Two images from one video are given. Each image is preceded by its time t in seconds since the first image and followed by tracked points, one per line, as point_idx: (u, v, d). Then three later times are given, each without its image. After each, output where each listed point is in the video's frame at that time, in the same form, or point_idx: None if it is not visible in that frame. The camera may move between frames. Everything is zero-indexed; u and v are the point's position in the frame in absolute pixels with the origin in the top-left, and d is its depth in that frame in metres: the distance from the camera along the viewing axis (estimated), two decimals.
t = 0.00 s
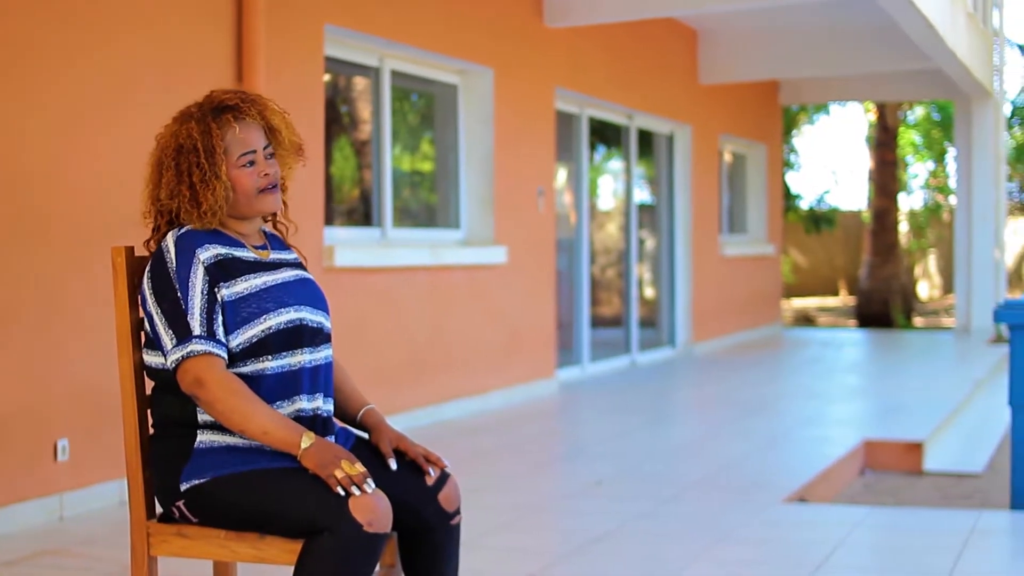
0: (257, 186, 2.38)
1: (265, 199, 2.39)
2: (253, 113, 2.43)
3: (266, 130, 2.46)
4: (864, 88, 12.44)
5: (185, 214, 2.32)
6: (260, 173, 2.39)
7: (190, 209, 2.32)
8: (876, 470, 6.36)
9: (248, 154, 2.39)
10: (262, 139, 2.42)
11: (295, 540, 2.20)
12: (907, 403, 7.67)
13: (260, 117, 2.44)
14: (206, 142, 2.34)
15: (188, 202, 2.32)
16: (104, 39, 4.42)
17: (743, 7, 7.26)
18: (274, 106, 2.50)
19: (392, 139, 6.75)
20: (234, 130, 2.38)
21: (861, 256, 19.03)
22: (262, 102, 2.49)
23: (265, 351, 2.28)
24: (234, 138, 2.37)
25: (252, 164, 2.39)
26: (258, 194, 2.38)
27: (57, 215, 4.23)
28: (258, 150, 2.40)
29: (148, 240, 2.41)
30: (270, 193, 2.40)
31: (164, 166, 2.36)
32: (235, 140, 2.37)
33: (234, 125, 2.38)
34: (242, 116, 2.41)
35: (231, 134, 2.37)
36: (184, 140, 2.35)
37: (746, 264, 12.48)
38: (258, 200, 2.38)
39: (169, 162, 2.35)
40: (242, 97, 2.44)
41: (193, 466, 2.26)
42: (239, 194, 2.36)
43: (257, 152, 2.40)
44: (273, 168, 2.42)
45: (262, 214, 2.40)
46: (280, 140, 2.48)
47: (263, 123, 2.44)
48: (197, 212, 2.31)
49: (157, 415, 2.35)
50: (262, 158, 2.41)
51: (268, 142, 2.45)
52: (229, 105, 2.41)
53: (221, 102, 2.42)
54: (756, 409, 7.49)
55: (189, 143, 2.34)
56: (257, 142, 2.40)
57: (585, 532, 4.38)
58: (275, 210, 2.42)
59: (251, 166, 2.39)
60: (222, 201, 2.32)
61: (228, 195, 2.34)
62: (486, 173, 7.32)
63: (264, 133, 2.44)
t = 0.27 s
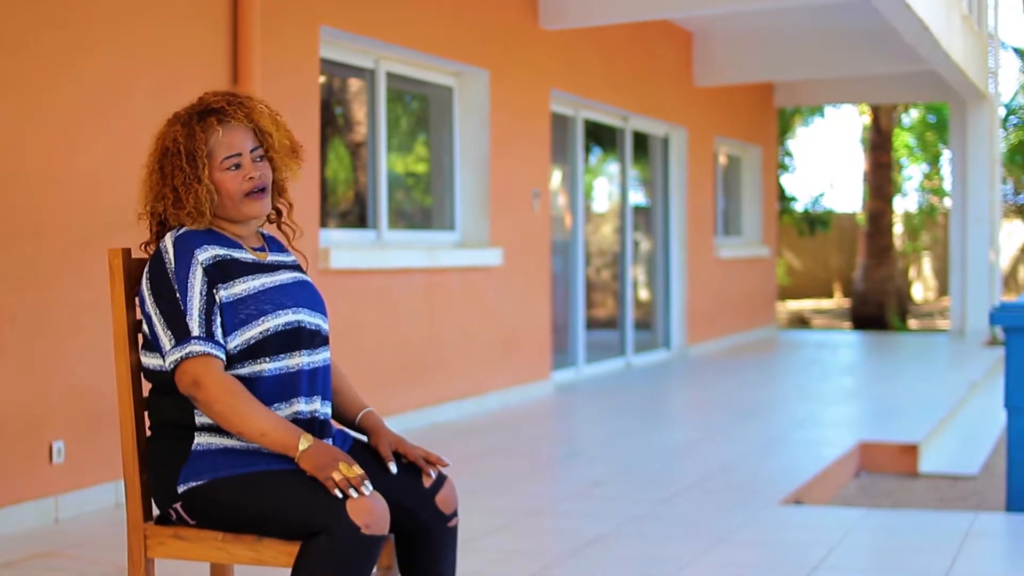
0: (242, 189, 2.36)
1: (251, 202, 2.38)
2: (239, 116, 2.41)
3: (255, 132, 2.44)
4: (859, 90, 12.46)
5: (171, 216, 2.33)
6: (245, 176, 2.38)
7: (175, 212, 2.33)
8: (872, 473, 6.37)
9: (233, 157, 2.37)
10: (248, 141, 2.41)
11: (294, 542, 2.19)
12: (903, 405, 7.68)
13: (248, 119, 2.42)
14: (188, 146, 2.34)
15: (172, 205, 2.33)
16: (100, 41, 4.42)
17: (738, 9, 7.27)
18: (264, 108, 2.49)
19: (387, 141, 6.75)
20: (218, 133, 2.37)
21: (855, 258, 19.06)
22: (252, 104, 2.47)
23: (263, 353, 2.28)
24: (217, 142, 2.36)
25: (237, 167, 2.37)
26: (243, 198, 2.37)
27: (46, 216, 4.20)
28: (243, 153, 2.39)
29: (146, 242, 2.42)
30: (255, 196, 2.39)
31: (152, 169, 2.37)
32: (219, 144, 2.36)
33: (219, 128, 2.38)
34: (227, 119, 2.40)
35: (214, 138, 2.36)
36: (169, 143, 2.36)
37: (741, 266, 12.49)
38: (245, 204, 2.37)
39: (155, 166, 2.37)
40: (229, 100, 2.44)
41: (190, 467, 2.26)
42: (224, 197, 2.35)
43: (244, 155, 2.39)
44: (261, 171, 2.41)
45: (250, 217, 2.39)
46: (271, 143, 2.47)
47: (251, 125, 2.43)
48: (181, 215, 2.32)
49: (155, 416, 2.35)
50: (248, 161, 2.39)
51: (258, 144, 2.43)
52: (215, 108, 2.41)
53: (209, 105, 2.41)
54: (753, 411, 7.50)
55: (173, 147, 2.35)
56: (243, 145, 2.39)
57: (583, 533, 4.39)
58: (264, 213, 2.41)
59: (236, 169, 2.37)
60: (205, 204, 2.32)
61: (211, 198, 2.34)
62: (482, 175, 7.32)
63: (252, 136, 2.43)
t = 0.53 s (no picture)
0: (254, 188, 2.38)
1: (263, 200, 2.39)
2: (247, 116, 2.43)
3: (260, 132, 2.45)
4: (857, 92, 12.48)
5: (180, 217, 2.32)
6: (256, 175, 2.39)
7: (186, 212, 2.31)
8: (871, 475, 6.37)
9: (243, 156, 2.38)
10: (256, 141, 2.42)
11: (294, 544, 2.19)
12: (901, 407, 7.68)
13: (255, 119, 2.44)
14: (200, 145, 2.34)
15: (183, 206, 2.32)
16: (101, 43, 4.43)
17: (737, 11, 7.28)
18: (267, 109, 2.50)
19: (386, 144, 6.75)
20: (229, 133, 2.38)
21: (854, 260, 19.09)
22: (256, 104, 2.48)
23: (263, 354, 2.28)
24: (229, 141, 2.37)
25: (248, 166, 2.38)
26: (256, 197, 2.38)
27: (47, 218, 4.20)
28: (252, 152, 2.40)
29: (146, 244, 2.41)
30: (266, 195, 2.40)
31: (158, 170, 2.35)
32: (230, 143, 2.37)
33: (229, 128, 2.38)
34: (236, 119, 2.41)
35: (225, 137, 2.37)
36: (178, 144, 2.34)
37: (739, 268, 12.49)
38: (256, 203, 2.38)
39: (163, 166, 2.35)
40: (235, 100, 2.44)
41: (192, 469, 2.25)
42: (235, 197, 2.36)
43: (253, 155, 2.40)
44: (269, 170, 2.42)
45: (259, 216, 2.39)
46: (275, 143, 2.48)
47: (257, 125, 2.44)
48: (194, 216, 2.31)
49: (155, 418, 2.34)
50: (258, 161, 2.40)
51: (263, 144, 2.45)
52: (222, 109, 2.41)
53: (215, 105, 2.41)
54: (752, 413, 7.50)
55: (183, 147, 2.34)
56: (252, 145, 2.40)
57: (582, 536, 4.38)
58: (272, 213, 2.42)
59: (247, 169, 2.38)
60: (219, 203, 2.32)
61: (223, 198, 2.34)
62: (481, 178, 7.33)
63: (258, 136, 2.44)
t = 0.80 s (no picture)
0: (261, 191, 2.37)
1: (269, 203, 2.38)
2: (256, 119, 2.42)
3: (269, 135, 2.45)
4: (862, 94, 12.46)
5: (189, 219, 2.32)
6: (263, 178, 2.38)
7: (194, 214, 2.31)
8: (878, 476, 6.36)
9: (252, 159, 2.38)
10: (266, 144, 2.41)
11: (304, 546, 2.19)
12: (906, 409, 7.67)
13: (264, 121, 2.43)
14: (208, 147, 2.34)
15: (191, 207, 2.32)
16: (105, 45, 4.43)
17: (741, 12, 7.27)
18: (278, 112, 2.50)
19: (391, 146, 6.75)
20: (237, 135, 2.37)
21: (859, 261, 19.09)
22: (266, 106, 2.48)
23: (272, 356, 2.28)
24: (236, 143, 2.36)
25: (255, 169, 2.38)
26: (263, 199, 2.38)
27: (52, 220, 4.21)
28: (261, 155, 2.39)
29: (154, 246, 2.42)
30: (274, 198, 2.40)
31: (167, 171, 2.36)
32: (238, 145, 2.36)
33: (237, 131, 2.38)
34: (245, 121, 2.40)
35: (233, 139, 2.36)
36: (187, 145, 2.35)
37: (744, 270, 12.48)
38: (263, 205, 2.38)
39: (172, 168, 2.35)
40: (245, 103, 2.44)
41: (201, 472, 2.25)
42: (243, 199, 2.36)
43: (261, 157, 2.39)
44: (277, 173, 2.42)
45: (267, 218, 2.39)
46: (285, 146, 2.47)
47: (266, 127, 2.43)
48: (201, 218, 2.31)
49: (164, 420, 2.34)
50: (266, 163, 2.40)
51: (273, 147, 2.44)
52: (232, 111, 2.41)
53: (224, 107, 2.41)
54: (758, 415, 7.49)
55: (191, 149, 2.34)
56: (260, 147, 2.39)
57: (588, 538, 4.37)
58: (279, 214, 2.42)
59: (255, 171, 2.38)
60: (225, 206, 2.32)
61: (230, 200, 2.33)
62: (487, 179, 7.32)
63: (268, 138, 2.43)
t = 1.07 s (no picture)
0: (278, 193, 2.37)
1: (287, 205, 2.38)
2: (275, 119, 2.42)
3: (290, 136, 2.45)
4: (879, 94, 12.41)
5: (205, 218, 2.33)
6: (282, 179, 2.38)
7: (210, 214, 2.32)
8: (895, 477, 6.33)
9: (269, 159, 2.38)
10: (285, 145, 2.41)
11: (325, 546, 2.19)
12: (923, 410, 7.64)
13: (283, 122, 2.43)
14: (225, 148, 2.34)
15: (207, 207, 2.33)
16: (125, 46, 4.45)
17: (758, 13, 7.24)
18: (299, 112, 2.49)
19: (409, 146, 6.76)
20: (255, 136, 2.37)
21: (875, 262, 19.02)
22: (287, 107, 2.48)
23: (293, 357, 2.28)
24: (255, 144, 2.36)
25: (274, 170, 2.38)
26: (280, 201, 2.37)
27: (72, 220, 4.23)
28: (279, 156, 2.39)
29: (176, 245, 2.42)
30: (292, 200, 2.39)
31: (186, 171, 2.37)
32: (256, 146, 2.37)
33: (255, 131, 2.38)
34: (264, 122, 2.40)
35: (251, 140, 2.36)
36: (205, 145, 2.35)
37: (761, 270, 12.45)
38: (280, 207, 2.37)
39: (190, 168, 2.36)
40: (265, 103, 2.44)
41: (221, 471, 2.25)
42: (259, 200, 2.36)
43: (280, 158, 2.39)
44: (296, 175, 2.41)
45: (286, 220, 2.39)
46: (305, 147, 2.47)
47: (286, 128, 2.43)
48: (217, 218, 2.32)
49: (185, 420, 2.35)
50: (284, 164, 2.40)
51: (292, 148, 2.44)
52: (251, 112, 2.41)
53: (244, 108, 2.42)
54: (775, 415, 7.47)
55: (209, 148, 2.35)
56: (279, 148, 2.39)
57: (604, 538, 4.37)
58: (299, 216, 2.41)
59: (272, 172, 2.38)
60: (241, 207, 2.31)
61: (247, 201, 2.33)
62: (504, 179, 7.32)
63: (288, 139, 2.43)
